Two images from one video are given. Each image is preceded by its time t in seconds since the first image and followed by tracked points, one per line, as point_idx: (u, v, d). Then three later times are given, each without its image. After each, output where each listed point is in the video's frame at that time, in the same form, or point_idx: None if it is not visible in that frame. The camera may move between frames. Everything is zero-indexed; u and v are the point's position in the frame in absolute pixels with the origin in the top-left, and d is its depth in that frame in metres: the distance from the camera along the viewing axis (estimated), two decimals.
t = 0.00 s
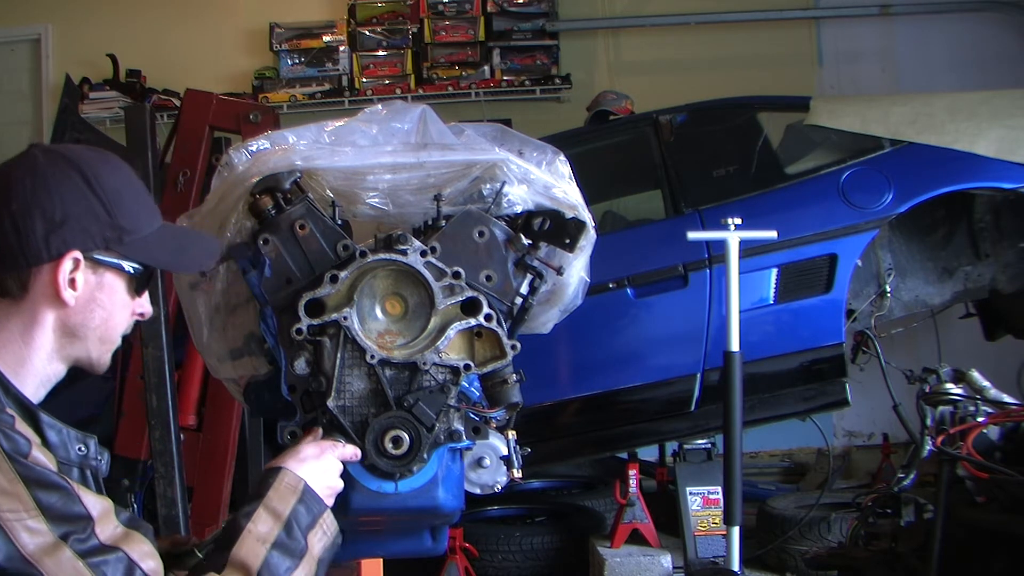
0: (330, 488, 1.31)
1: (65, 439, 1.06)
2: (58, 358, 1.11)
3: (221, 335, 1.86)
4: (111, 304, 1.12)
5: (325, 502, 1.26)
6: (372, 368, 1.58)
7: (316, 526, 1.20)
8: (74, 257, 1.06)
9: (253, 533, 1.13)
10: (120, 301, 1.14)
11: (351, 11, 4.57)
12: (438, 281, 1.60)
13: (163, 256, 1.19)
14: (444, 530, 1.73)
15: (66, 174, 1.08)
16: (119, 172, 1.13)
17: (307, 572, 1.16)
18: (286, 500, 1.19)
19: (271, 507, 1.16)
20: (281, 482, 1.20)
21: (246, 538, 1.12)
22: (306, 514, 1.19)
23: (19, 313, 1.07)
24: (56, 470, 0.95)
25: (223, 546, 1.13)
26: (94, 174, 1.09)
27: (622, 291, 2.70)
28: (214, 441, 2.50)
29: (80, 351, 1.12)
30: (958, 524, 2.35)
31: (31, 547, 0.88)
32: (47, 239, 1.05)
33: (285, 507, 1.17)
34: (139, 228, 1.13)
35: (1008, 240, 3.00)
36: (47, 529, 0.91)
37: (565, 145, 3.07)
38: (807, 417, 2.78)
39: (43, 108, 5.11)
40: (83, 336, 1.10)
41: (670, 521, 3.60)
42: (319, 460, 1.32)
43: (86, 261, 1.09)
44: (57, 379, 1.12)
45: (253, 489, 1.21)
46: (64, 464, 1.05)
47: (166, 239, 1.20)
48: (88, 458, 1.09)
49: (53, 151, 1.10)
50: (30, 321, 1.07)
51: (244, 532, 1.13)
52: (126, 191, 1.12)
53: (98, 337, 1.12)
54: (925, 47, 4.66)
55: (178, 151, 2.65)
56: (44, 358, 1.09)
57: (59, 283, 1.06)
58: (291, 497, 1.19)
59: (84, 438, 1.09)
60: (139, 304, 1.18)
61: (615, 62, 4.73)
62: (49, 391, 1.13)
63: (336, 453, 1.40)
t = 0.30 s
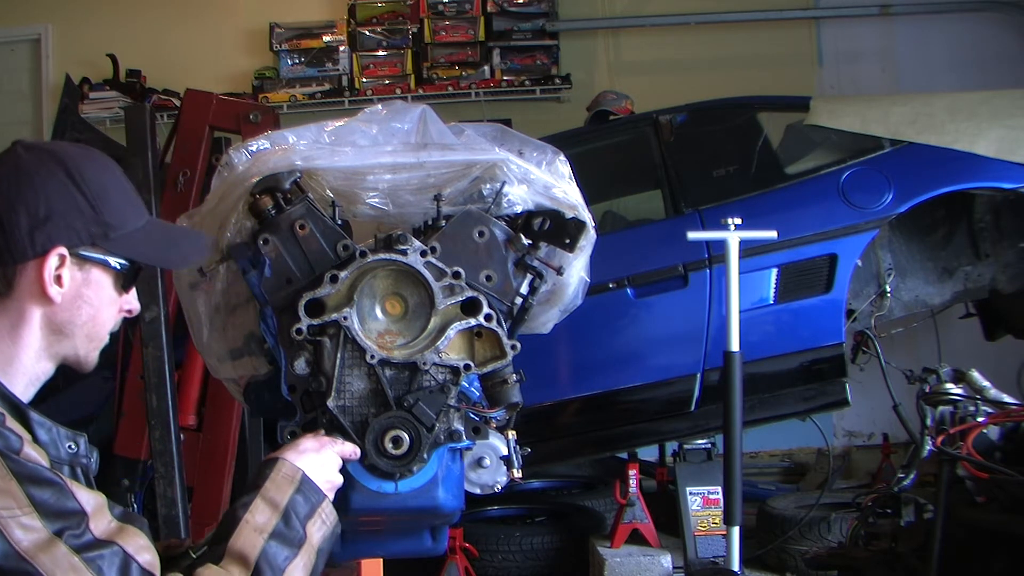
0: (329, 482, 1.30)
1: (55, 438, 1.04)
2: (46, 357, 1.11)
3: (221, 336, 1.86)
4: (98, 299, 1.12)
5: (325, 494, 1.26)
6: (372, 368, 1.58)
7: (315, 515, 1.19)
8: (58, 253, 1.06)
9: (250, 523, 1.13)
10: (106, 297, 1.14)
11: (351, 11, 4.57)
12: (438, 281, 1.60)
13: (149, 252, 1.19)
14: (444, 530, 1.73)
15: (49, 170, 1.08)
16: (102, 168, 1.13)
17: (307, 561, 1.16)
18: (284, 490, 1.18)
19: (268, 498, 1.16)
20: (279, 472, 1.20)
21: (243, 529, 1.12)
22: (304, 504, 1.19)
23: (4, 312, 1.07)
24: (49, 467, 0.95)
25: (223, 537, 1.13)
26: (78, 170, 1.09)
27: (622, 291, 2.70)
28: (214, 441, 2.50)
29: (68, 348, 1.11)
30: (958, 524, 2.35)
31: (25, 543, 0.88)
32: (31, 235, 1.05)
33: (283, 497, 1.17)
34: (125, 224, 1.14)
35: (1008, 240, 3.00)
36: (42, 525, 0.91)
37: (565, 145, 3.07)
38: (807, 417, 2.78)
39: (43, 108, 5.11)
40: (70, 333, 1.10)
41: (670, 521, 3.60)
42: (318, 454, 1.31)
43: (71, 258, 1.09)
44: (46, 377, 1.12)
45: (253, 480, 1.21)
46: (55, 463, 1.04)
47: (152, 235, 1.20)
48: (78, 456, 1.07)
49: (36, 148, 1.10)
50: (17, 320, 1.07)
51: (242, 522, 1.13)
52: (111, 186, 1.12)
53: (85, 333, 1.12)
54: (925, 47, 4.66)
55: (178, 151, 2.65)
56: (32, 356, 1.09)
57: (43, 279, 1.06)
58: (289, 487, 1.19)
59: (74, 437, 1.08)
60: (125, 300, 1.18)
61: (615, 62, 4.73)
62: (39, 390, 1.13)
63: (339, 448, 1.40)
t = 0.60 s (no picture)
0: (333, 479, 1.30)
1: (43, 433, 1.05)
2: (30, 355, 1.10)
3: (221, 336, 1.86)
4: (82, 297, 1.11)
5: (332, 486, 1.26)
6: (372, 368, 1.58)
7: (321, 508, 1.19)
8: (41, 252, 1.05)
9: (254, 514, 1.13)
10: (90, 294, 1.13)
11: (351, 11, 4.57)
12: (438, 281, 1.60)
13: (132, 247, 1.18)
14: (444, 530, 1.73)
15: (30, 167, 1.06)
16: (83, 163, 1.12)
17: (311, 553, 1.15)
18: (289, 482, 1.18)
19: (273, 490, 1.16)
20: (285, 464, 1.20)
21: (246, 519, 1.12)
22: (309, 496, 1.19)
23: None
24: (39, 463, 0.95)
25: (225, 527, 1.12)
26: (59, 166, 1.08)
27: (622, 291, 2.70)
28: (214, 441, 2.50)
29: (52, 346, 1.11)
30: (958, 524, 2.35)
31: (17, 540, 0.88)
32: (13, 234, 1.03)
33: (288, 489, 1.17)
34: (108, 219, 1.12)
35: (1008, 240, 3.00)
36: (34, 521, 0.91)
37: (565, 145, 3.07)
38: (807, 417, 2.78)
39: (43, 108, 5.11)
40: (53, 331, 1.10)
41: (670, 521, 3.59)
42: (323, 451, 1.32)
43: (54, 256, 1.08)
44: (30, 376, 1.11)
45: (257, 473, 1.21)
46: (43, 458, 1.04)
47: (134, 231, 1.19)
48: (68, 451, 1.07)
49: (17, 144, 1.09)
50: None
51: (246, 513, 1.13)
52: (94, 181, 1.11)
53: (69, 332, 1.11)
54: (925, 46, 4.66)
55: (178, 152, 2.65)
56: (16, 355, 1.08)
57: (26, 278, 1.04)
58: (295, 479, 1.19)
59: (63, 432, 1.08)
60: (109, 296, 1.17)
61: (615, 62, 4.73)
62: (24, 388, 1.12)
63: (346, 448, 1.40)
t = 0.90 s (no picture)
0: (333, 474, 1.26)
1: (21, 428, 1.07)
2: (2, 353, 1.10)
3: (222, 337, 1.85)
4: (53, 293, 1.11)
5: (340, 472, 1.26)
6: (372, 368, 1.58)
7: (327, 491, 1.20)
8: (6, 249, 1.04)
9: (259, 494, 1.13)
10: (62, 290, 1.13)
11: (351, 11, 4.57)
12: (438, 281, 1.60)
13: (105, 242, 1.17)
14: (444, 530, 1.73)
15: None
16: (50, 157, 1.11)
17: (316, 535, 1.15)
18: (295, 465, 1.19)
19: (279, 472, 1.17)
20: (291, 448, 1.20)
21: (251, 498, 1.13)
22: (316, 480, 1.19)
23: None
24: (16, 453, 0.95)
25: (230, 505, 1.14)
26: (22, 161, 1.07)
27: (622, 291, 2.70)
28: (214, 440, 2.50)
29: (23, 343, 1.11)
30: (957, 524, 2.35)
31: None
32: None
33: (294, 472, 1.18)
34: (76, 214, 1.12)
35: (1008, 240, 3.00)
36: (15, 513, 0.91)
37: (564, 145, 3.07)
38: (807, 417, 2.78)
39: (43, 108, 5.11)
40: (24, 328, 1.10)
41: (670, 521, 3.59)
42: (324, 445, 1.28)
43: (22, 252, 1.08)
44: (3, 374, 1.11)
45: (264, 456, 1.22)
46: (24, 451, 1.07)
47: (106, 224, 1.18)
48: (50, 444, 1.09)
49: None
50: None
51: (250, 493, 1.13)
52: (59, 176, 1.11)
53: (41, 329, 1.11)
54: (924, 46, 4.66)
55: (178, 152, 2.65)
56: None
57: None
58: (301, 462, 1.19)
59: (46, 425, 1.10)
60: (84, 291, 1.17)
61: (615, 62, 4.73)
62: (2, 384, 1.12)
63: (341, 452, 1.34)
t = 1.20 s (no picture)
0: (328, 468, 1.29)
1: (12, 428, 1.08)
2: None
3: (222, 337, 1.85)
4: (47, 295, 1.11)
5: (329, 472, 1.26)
6: (372, 368, 1.58)
7: (317, 489, 1.19)
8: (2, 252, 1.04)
9: (253, 487, 1.14)
10: (56, 292, 1.13)
11: (351, 11, 4.57)
12: (438, 281, 1.60)
13: (99, 243, 1.17)
14: (444, 531, 1.73)
15: None
16: (47, 156, 1.11)
17: (309, 528, 1.15)
18: (285, 462, 1.18)
19: (270, 467, 1.17)
20: (281, 446, 1.20)
21: (245, 490, 1.14)
22: (305, 477, 1.18)
23: None
24: (10, 448, 0.95)
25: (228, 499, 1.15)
26: (19, 161, 1.07)
27: (621, 291, 2.70)
28: (214, 441, 2.50)
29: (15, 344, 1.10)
30: (957, 524, 2.35)
31: None
32: None
33: (283, 468, 1.17)
34: (72, 215, 1.12)
35: (1009, 240, 3.00)
36: (12, 509, 0.91)
37: (564, 145, 3.07)
38: (807, 417, 2.78)
39: (43, 108, 5.11)
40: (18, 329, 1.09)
41: (670, 521, 3.59)
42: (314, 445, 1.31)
43: (17, 253, 1.08)
44: None
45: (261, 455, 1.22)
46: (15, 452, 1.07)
47: (102, 225, 1.18)
48: (40, 446, 1.10)
49: None
50: None
51: (245, 485, 1.14)
52: (55, 176, 1.10)
53: (34, 330, 1.11)
54: (924, 46, 4.66)
55: (178, 152, 2.65)
56: None
57: None
58: (290, 459, 1.18)
59: (36, 427, 1.11)
60: (78, 293, 1.17)
61: (615, 62, 4.73)
62: None
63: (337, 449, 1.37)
